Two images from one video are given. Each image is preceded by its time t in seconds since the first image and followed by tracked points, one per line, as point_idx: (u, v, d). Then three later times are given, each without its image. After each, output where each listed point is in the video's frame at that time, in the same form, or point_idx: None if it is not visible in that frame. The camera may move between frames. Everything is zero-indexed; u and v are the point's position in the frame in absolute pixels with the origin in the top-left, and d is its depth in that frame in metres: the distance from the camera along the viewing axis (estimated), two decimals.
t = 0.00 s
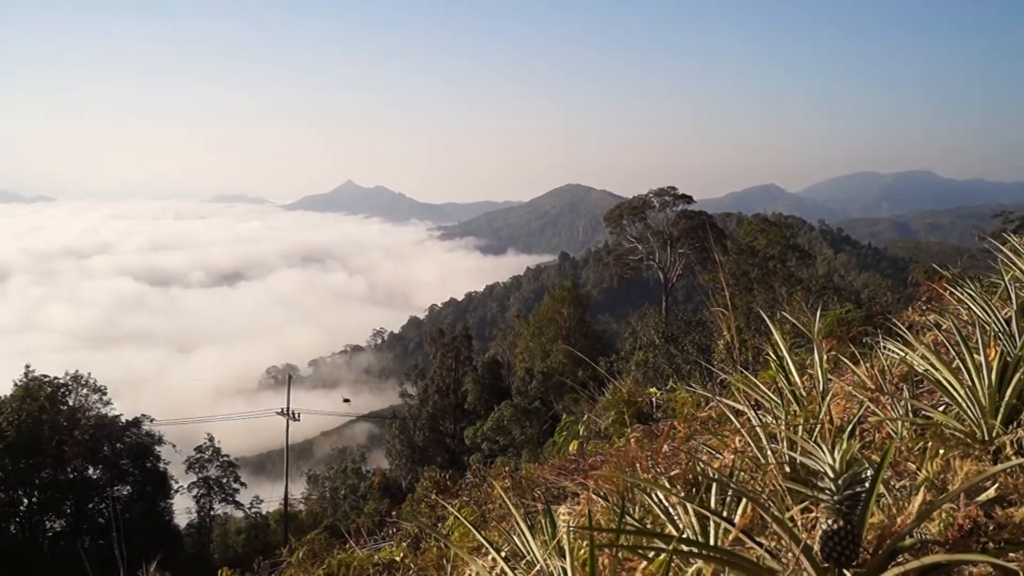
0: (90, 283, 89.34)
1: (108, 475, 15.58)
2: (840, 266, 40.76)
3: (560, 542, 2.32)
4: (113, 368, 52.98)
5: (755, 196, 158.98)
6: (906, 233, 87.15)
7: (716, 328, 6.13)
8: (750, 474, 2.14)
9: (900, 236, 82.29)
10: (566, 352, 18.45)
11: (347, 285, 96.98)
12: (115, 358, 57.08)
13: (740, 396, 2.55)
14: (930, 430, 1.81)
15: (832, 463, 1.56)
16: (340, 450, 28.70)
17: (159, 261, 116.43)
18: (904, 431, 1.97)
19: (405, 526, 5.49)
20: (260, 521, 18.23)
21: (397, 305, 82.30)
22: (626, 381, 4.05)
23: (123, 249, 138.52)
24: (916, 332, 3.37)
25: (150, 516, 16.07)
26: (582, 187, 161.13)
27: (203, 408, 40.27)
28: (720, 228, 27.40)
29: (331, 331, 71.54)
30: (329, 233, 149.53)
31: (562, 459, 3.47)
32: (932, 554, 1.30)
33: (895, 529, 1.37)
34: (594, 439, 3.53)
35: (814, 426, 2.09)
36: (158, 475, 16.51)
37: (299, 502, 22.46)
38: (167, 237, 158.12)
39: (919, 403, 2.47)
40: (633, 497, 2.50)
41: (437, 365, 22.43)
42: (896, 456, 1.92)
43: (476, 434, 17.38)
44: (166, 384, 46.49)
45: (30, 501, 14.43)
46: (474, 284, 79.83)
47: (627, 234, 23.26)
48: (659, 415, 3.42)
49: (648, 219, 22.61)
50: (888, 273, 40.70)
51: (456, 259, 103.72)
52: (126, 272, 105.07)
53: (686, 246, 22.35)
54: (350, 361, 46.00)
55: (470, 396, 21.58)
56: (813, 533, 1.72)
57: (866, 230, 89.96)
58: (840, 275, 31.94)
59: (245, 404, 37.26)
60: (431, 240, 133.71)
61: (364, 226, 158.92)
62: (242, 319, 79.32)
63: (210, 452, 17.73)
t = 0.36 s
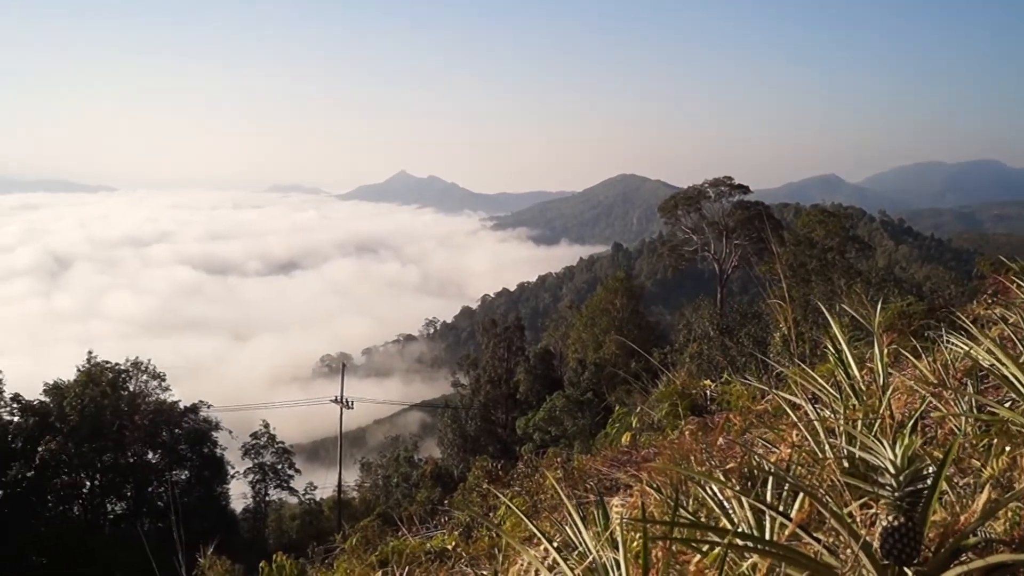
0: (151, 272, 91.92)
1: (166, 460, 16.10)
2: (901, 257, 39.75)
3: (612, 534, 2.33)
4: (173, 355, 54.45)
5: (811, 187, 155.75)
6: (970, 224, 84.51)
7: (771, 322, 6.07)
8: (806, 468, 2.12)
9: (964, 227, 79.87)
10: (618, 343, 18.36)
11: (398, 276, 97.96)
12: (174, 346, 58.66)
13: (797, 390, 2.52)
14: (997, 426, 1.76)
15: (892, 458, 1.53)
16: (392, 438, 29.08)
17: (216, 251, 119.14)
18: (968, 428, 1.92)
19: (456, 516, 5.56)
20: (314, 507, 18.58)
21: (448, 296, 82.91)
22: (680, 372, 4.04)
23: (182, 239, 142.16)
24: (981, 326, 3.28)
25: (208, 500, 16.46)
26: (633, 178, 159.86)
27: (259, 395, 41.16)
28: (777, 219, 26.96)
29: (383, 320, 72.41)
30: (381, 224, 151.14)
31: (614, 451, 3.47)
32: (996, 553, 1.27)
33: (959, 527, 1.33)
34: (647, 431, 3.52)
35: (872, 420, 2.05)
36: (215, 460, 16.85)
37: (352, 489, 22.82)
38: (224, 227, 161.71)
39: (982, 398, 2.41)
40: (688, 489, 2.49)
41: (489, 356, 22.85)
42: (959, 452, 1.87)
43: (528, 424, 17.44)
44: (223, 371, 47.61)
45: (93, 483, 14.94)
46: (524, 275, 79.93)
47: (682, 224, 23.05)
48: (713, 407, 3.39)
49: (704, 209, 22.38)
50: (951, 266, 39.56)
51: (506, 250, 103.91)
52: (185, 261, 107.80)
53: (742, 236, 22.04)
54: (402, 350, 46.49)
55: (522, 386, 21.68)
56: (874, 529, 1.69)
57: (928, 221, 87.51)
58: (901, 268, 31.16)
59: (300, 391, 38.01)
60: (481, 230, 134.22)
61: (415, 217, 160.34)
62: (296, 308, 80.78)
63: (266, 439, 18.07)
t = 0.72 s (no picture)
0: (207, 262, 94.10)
1: (221, 446, 16.49)
2: (964, 250, 38.63)
3: (664, 526, 2.33)
4: (228, 343, 55.70)
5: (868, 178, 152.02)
6: None
7: (827, 315, 5.98)
8: (862, 463, 2.09)
9: None
10: (671, 335, 18.20)
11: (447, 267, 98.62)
12: (230, 334, 59.99)
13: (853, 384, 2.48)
14: None
15: (953, 455, 1.50)
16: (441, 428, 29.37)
17: (270, 241, 121.31)
18: None
19: (507, 505, 5.62)
20: (365, 495, 18.89)
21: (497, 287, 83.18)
22: (733, 365, 4.01)
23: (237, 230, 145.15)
24: None
25: (261, 487, 16.85)
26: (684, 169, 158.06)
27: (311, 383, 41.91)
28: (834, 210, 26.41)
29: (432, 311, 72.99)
30: (431, 215, 152.11)
31: (665, 443, 3.46)
32: None
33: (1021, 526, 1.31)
34: (699, 424, 3.51)
35: (932, 417, 2.01)
36: (268, 447, 17.28)
37: (402, 478, 23.11)
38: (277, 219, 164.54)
39: None
40: (741, 483, 2.47)
41: (540, 346, 22.58)
42: None
43: (578, 416, 17.46)
44: (276, 359, 48.56)
45: (149, 468, 15.62)
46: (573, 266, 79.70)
47: (736, 216, 22.76)
48: (767, 401, 3.35)
49: (759, 200, 22.06)
50: (1017, 259, 38.32)
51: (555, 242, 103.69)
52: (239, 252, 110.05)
53: (798, 228, 21.63)
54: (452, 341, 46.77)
55: (573, 377, 21.69)
56: (932, 526, 1.67)
57: (992, 213, 84.78)
58: (963, 261, 30.30)
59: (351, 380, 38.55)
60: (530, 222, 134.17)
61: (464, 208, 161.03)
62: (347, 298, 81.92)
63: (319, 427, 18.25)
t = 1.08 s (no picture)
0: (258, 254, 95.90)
1: (272, 436, 16.67)
2: None
3: (713, 523, 2.32)
4: (279, 334, 56.71)
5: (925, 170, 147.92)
6: None
7: (882, 311, 5.86)
8: (916, 461, 2.05)
9: None
10: (721, 330, 17.95)
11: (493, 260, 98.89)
12: (280, 325, 61.07)
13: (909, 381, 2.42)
14: None
15: (1014, 456, 1.46)
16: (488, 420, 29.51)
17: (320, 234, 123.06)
18: None
19: (554, 499, 5.63)
20: (412, 486, 19.09)
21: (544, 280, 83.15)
22: (784, 361, 3.95)
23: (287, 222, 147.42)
24: None
25: (310, 476, 17.03)
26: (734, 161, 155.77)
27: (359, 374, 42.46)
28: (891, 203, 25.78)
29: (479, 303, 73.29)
30: (477, 207, 152.49)
31: (715, 439, 3.43)
32: None
33: None
34: (749, 420, 3.47)
35: (993, 416, 1.96)
36: (317, 437, 17.40)
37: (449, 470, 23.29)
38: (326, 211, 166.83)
39: None
40: (792, 480, 2.45)
41: (588, 340, 22.48)
42: None
43: (626, 411, 17.40)
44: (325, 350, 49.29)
45: (201, 456, 16.06)
46: (620, 260, 79.25)
47: (789, 209, 22.36)
48: (819, 398, 3.30)
49: (812, 194, 21.67)
50: None
51: (602, 235, 103.18)
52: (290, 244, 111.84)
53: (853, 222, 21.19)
54: (499, 334, 46.89)
55: (620, 372, 21.61)
56: (991, 527, 1.63)
57: None
58: None
59: (398, 371, 38.97)
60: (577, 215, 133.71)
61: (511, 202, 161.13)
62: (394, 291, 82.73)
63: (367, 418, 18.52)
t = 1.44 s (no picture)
0: (312, 249, 97.46)
1: (324, 427, 16.92)
2: None
3: (766, 522, 2.31)
4: (331, 327, 57.60)
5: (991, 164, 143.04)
6: None
7: (944, 309, 5.71)
8: (977, 462, 2.00)
9: None
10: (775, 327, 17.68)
11: (543, 255, 98.88)
12: (333, 319, 62.00)
13: (970, 381, 2.36)
14: None
15: None
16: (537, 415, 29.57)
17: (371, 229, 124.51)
18: None
19: (604, 494, 5.63)
20: (462, 480, 19.24)
21: (593, 276, 82.85)
22: (840, 358, 3.89)
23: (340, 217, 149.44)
24: None
25: (361, 468, 17.23)
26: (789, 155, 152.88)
27: (410, 368, 42.90)
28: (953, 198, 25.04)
29: (529, 298, 73.38)
30: (527, 202, 152.47)
31: (768, 437, 3.39)
32: None
33: None
34: (803, 419, 3.43)
35: None
36: (368, 430, 17.50)
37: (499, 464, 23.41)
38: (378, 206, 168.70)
39: None
40: (847, 480, 2.41)
41: (639, 336, 22.41)
42: None
43: (677, 408, 17.27)
44: (376, 343, 49.90)
45: (255, 447, 16.42)
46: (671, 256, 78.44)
47: (846, 204, 21.89)
48: (875, 397, 3.24)
49: (870, 188, 21.15)
50: None
51: (653, 230, 102.24)
52: (342, 239, 113.42)
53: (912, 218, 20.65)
54: (549, 329, 46.88)
55: (672, 368, 21.44)
56: None
57: None
58: None
59: (449, 364, 39.27)
60: (628, 210, 132.72)
61: (561, 197, 160.86)
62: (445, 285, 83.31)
63: (417, 412, 18.71)
